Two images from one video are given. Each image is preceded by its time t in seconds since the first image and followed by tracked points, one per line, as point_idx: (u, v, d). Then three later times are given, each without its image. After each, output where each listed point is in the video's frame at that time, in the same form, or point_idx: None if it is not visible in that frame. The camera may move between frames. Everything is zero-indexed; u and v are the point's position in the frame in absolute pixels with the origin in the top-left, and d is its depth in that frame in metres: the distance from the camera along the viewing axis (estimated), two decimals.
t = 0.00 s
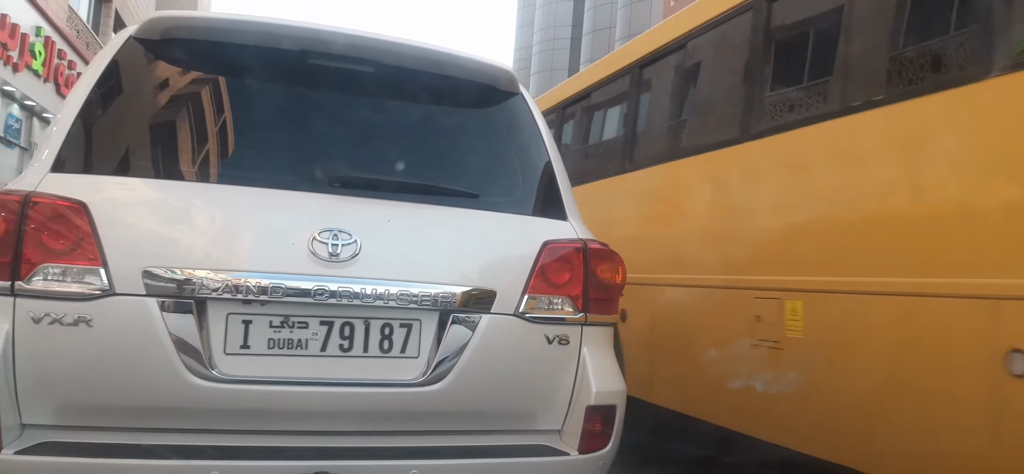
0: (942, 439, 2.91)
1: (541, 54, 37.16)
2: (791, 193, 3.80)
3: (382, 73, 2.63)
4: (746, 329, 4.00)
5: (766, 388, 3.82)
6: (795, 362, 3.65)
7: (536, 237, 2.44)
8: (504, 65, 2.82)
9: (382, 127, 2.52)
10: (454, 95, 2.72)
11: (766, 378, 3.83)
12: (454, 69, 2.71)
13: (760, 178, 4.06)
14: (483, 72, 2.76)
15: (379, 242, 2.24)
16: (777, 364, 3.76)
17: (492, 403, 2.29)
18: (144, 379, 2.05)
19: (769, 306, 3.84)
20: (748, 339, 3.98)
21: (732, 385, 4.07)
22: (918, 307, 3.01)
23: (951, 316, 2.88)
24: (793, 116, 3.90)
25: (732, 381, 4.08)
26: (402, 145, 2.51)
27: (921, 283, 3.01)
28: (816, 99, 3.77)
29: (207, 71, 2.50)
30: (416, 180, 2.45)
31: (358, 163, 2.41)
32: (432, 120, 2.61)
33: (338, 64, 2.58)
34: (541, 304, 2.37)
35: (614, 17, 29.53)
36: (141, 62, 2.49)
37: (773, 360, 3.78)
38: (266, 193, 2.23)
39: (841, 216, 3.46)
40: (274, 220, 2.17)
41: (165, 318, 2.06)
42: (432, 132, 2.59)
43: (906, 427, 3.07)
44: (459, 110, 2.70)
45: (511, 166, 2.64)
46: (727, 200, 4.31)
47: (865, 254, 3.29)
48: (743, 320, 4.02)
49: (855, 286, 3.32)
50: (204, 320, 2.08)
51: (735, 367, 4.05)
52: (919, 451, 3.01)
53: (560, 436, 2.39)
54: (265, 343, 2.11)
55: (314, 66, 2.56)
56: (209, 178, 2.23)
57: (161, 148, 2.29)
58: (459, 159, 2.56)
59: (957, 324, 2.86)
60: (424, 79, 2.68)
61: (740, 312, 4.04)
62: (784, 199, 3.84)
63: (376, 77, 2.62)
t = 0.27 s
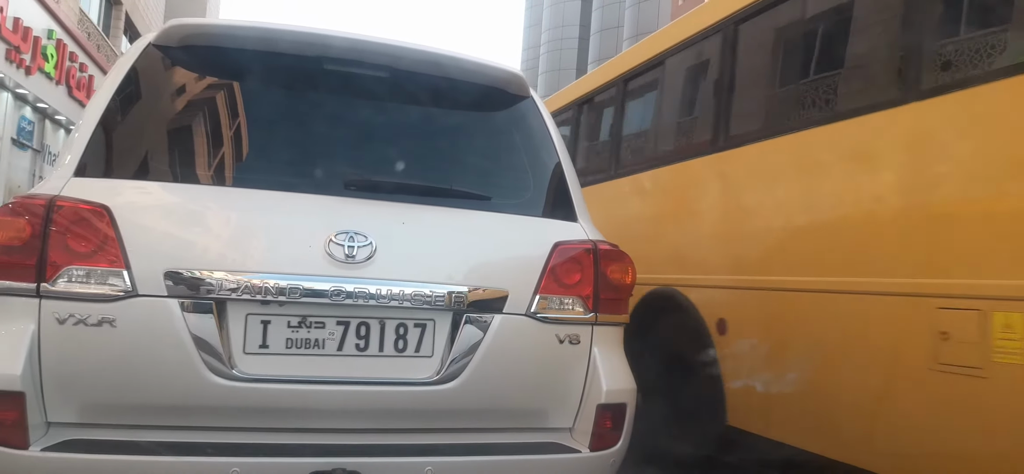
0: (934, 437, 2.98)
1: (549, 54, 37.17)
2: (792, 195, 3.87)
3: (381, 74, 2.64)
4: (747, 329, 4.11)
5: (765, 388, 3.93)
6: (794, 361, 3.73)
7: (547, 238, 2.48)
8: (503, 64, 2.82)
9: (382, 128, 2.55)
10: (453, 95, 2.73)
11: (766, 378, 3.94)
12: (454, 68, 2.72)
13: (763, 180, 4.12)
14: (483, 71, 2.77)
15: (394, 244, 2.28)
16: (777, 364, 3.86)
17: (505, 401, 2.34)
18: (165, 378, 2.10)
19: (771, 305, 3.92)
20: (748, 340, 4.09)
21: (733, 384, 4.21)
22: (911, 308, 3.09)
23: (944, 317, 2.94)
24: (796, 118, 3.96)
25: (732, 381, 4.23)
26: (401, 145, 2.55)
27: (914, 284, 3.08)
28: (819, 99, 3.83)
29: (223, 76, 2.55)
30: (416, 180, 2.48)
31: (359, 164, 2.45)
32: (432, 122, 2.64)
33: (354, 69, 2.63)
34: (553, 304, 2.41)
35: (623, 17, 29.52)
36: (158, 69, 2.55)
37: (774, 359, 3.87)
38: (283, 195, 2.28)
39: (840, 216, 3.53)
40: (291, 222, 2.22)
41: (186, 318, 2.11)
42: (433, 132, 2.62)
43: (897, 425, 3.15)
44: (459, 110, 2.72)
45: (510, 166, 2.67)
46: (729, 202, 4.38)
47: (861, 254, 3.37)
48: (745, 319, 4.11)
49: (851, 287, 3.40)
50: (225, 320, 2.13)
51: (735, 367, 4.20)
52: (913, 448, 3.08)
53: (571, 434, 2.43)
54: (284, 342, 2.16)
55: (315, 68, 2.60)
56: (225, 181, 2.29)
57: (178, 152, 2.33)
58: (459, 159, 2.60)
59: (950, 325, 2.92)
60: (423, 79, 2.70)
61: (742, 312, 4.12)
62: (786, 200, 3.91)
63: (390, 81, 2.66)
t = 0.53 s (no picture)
0: (931, 435, 3.02)
1: (556, 54, 37.17)
2: (793, 196, 3.91)
3: (381, 75, 2.67)
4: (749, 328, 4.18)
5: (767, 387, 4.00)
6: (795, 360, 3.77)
7: (554, 239, 2.51)
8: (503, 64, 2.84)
9: (381, 128, 2.58)
10: (453, 95, 2.75)
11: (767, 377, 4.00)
12: (454, 68, 2.74)
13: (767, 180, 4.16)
14: (483, 71, 2.79)
15: (404, 245, 2.31)
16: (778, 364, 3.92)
17: (514, 400, 2.37)
18: (180, 377, 2.13)
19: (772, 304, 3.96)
20: (749, 340, 4.17)
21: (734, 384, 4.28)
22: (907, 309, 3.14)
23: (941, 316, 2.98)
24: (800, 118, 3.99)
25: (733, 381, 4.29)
26: (401, 145, 2.57)
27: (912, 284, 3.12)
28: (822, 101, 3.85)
29: (233, 79, 2.58)
30: (415, 180, 2.51)
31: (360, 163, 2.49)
32: (432, 122, 2.67)
33: (364, 72, 2.66)
34: (561, 304, 2.44)
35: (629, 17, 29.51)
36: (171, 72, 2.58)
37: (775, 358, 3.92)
38: (295, 197, 2.32)
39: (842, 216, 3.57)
40: (303, 224, 2.26)
41: (201, 317, 2.15)
42: (433, 132, 2.64)
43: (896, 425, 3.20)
44: (459, 110, 2.74)
45: (509, 166, 2.69)
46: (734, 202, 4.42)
47: (862, 254, 3.41)
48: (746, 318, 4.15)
49: (850, 286, 3.44)
50: (239, 320, 2.17)
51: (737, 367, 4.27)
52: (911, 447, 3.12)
53: (579, 432, 2.46)
54: (296, 342, 2.20)
55: (315, 68, 2.63)
56: (236, 183, 2.33)
57: (190, 155, 2.37)
58: (459, 159, 2.62)
59: (947, 325, 2.96)
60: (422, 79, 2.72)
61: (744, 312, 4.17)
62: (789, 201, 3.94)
63: (398, 84, 2.69)
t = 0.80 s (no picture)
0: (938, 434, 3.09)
1: (561, 54, 37.18)
2: (795, 198, 3.95)
3: (382, 76, 2.69)
4: (748, 330, 4.20)
5: (765, 387, 4.03)
6: (794, 361, 3.82)
7: (559, 239, 2.53)
8: (502, 64, 2.85)
9: (381, 129, 2.60)
10: (454, 96, 2.77)
11: (766, 377, 4.03)
12: (454, 68, 2.75)
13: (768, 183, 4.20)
14: (483, 71, 2.80)
15: (411, 245, 2.34)
16: (776, 363, 3.95)
17: (520, 399, 2.39)
18: (190, 376, 2.16)
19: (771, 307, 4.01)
20: (747, 340, 4.20)
21: (733, 384, 4.32)
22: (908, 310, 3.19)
23: (941, 318, 3.03)
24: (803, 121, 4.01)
25: (732, 382, 4.31)
26: (401, 145, 2.59)
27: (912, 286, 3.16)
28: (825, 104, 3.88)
29: (242, 81, 2.61)
30: (415, 180, 2.52)
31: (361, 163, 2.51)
32: (433, 123, 2.68)
33: (372, 75, 2.68)
34: (566, 304, 2.46)
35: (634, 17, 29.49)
36: (180, 74, 2.61)
37: (773, 358, 3.98)
38: (303, 198, 2.34)
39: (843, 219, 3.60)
40: (311, 224, 2.28)
41: (210, 317, 2.17)
42: (432, 133, 2.66)
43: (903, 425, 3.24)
44: (459, 111, 2.76)
45: (509, 166, 2.70)
46: (736, 205, 4.46)
47: (861, 257, 3.45)
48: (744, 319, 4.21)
49: (850, 288, 3.49)
50: (248, 320, 2.20)
51: (735, 368, 4.30)
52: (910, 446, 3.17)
53: (584, 431, 2.48)
54: (305, 341, 2.23)
55: (315, 69, 2.65)
56: (244, 184, 2.35)
57: (199, 157, 2.40)
58: (459, 160, 2.64)
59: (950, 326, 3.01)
60: (422, 79, 2.73)
61: (746, 313, 4.20)
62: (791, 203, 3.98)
63: (402, 85, 2.71)
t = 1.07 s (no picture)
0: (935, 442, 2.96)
1: (564, 53, 37.18)
2: (798, 195, 3.82)
3: (381, 76, 2.70)
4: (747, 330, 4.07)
5: (765, 389, 3.89)
6: (795, 364, 3.69)
7: (563, 240, 2.54)
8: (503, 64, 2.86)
9: (381, 130, 2.61)
10: (453, 96, 2.78)
11: (765, 379, 3.89)
12: (454, 68, 2.77)
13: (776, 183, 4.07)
14: (483, 71, 2.81)
15: (416, 246, 2.35)
16: (777, 365, 3.82)
17: (525, 399, 2.40)
18: (198, 376, 2.18)
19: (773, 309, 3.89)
20: (747, 340, 4.05)
21: (731, 385, 4.16)
22: (913, 314, 3.07)
23: (948, 324, 2.92)
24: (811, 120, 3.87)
25: (731, 383, 4.16)
26: (400, 146, 2.60)
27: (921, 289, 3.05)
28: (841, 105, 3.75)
29: (249, 83, 2.62)
30: (414, 181, 2.54)
31: (360, 164, 2.52)
32: (433, 124, 2.69)
33: (379, 76, 2.70)
34: (571, 304, 2.47)
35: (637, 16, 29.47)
36: (186, 76, 2.63)
37: (773, 360, 3.84)
38: (310, 199, 2.35)
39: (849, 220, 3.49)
40: (317, 225, 2.29)
41: (218, 317, 2.19)
42: (431, 133, 2.67)
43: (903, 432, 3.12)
44: (459, 111, 2.77)
45: (508, 166, 2.71)
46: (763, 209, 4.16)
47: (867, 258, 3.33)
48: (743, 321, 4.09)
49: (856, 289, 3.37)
50: (255, 320, 2.22)
51: (734, 368, 4.15)
52: (911, 452, 3.08)
53: (589, 430, 2.49)
54: (311, 341, 2.25)
55: (314, 69, 2.66)
56: (249, 186, 2.37)
57: (204, 158, 2.41)
58: (458, 160, 2.65)
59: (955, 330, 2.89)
60: (423, 79, 2.74)
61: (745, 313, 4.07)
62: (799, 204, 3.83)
63: (404, 86, 2.73)
